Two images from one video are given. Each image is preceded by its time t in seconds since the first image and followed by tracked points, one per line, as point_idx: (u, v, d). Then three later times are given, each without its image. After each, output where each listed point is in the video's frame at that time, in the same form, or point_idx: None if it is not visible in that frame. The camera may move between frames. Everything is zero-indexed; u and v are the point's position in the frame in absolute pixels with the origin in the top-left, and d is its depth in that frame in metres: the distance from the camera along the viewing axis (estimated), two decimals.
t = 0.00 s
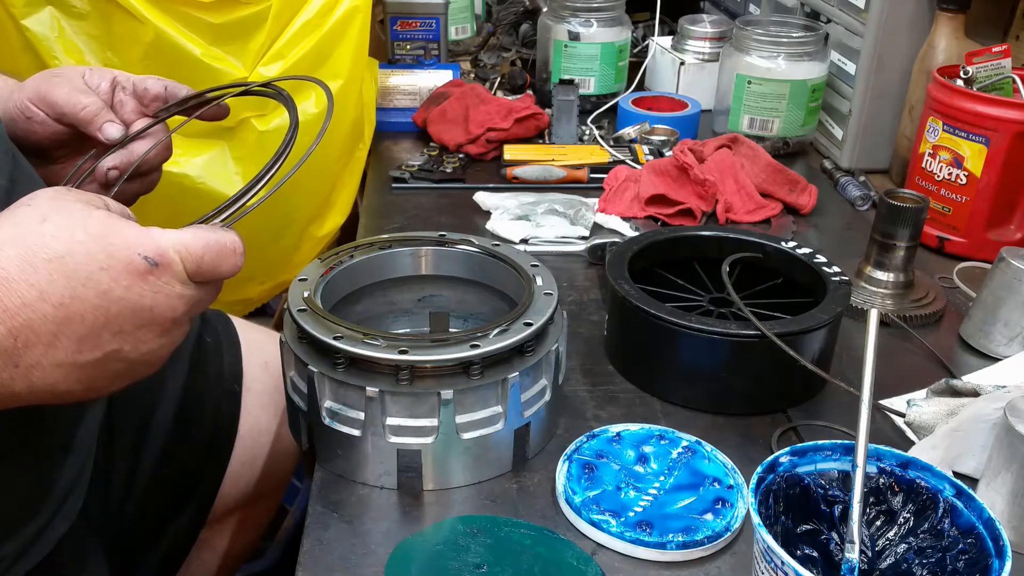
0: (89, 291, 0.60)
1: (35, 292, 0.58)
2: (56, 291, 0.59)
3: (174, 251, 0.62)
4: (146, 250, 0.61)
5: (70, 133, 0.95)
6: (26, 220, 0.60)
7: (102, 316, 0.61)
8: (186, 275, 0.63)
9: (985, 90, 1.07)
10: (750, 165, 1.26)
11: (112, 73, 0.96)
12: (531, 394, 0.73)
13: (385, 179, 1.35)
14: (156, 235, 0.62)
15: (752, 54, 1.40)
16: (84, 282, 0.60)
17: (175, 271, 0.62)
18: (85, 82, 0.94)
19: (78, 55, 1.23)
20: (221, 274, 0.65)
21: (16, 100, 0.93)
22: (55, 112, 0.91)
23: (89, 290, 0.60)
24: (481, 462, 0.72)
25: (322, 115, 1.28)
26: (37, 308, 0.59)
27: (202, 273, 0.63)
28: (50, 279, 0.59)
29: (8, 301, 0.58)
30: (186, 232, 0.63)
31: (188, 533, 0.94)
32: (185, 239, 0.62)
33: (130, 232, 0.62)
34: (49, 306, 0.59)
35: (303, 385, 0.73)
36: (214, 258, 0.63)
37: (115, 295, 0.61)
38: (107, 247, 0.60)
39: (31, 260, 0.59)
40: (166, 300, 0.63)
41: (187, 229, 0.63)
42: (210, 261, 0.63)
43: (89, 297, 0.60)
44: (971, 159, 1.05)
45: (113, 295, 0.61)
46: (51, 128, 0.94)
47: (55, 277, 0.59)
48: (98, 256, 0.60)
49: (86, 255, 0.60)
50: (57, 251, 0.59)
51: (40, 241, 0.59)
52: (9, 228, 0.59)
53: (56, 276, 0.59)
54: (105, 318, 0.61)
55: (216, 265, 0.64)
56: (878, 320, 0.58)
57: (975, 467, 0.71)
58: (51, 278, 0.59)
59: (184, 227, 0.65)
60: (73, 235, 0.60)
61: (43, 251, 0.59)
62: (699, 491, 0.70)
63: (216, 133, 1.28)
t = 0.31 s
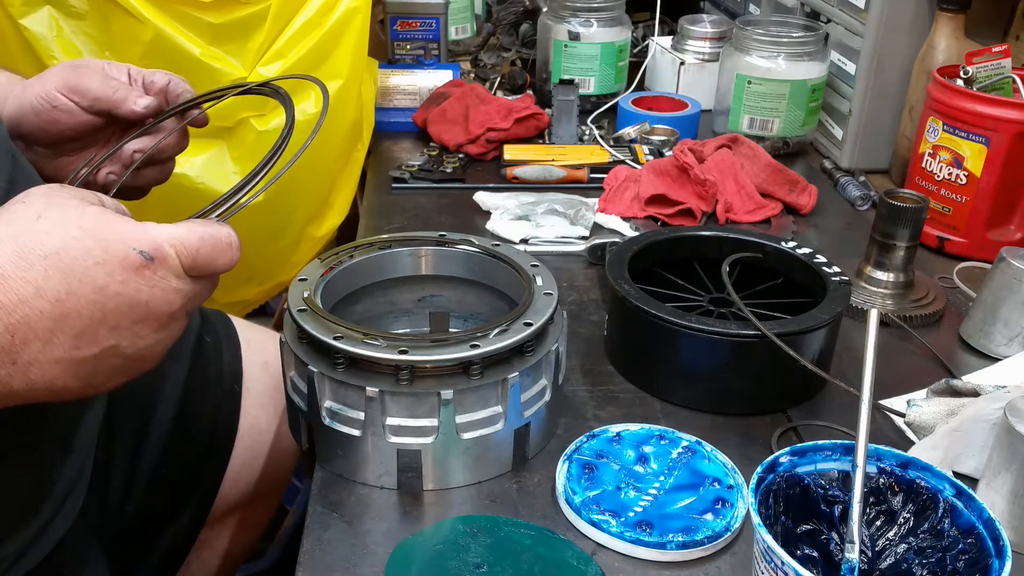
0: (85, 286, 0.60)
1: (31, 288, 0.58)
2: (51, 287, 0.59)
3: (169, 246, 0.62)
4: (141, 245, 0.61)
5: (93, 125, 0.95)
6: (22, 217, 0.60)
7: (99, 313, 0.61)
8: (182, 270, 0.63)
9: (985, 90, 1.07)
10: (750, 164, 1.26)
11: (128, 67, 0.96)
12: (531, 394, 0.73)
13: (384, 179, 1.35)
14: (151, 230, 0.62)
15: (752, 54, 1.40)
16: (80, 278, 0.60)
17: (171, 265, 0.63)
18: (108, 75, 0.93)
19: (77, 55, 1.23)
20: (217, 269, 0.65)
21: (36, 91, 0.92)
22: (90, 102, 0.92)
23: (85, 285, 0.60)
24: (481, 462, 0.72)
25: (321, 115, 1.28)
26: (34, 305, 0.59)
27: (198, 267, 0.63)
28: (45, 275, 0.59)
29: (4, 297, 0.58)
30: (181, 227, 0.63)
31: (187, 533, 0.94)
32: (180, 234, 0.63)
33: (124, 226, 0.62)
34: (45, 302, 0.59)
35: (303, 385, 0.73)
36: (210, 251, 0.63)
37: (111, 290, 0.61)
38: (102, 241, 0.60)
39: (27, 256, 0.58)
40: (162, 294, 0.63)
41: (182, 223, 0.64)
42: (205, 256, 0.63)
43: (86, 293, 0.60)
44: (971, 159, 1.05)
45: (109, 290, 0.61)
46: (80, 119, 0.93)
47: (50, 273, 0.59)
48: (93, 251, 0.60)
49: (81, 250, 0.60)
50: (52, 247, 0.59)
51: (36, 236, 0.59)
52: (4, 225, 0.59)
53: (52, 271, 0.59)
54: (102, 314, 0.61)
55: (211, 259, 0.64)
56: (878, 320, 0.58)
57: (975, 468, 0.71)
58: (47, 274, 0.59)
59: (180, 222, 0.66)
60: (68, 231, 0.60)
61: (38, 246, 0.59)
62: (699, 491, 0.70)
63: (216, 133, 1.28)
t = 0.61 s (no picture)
0: (84, 286, 0.60)
1: (30, 288, 0.58)
2: (51, 287, 0.59)
3: (168, 246, 0.62)
4: (139, 244, 0.61)
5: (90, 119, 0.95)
6: (21, 217, 0.60)
7: (98, 312, 0.61)
8: (181, 269, 0.63)
9: (985, 90, 1.07)
10: (750, 164, 1.26)
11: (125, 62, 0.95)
12: (531, 394, 0.73)
13: (384, 179, 1.35)
14: (150, 229, 0.62)
15: (752, 54, 1.40)
16: (79, 278, 0.60)
17: (170, 266, 0.62)
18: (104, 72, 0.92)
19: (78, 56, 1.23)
20: (216, 268, 0.65)
21: (34, 89, 0.92)
22: (84, 99, 0.91)
23: (84, 285, 0.60)
24: (481, 462, 0.72)
25: (322, 116, 1.28)
26: (33, 305, 0.59)
27: (196, 267, 0.62)
28: (45, 275, 0.59)
29: (3, 298, 0.58)
30: (180, 226, 0.62)
31: (187, 533, 0.94)
32: (178, 233, 0.62)
33: (123, 225, 0.61)
34: (45, 302, 0.59)
35: (303, 385, 0.73)
36: (209, 251, 0.62)
37: (110, 290, 0.61)
38: (100, 240, 0.60)
39: (25, 256, 0.58)
40: (161, 293, 0.63)
41: (181, 222, 0.63)
42: (204, 255, 0.63)
43: (85, 293, 0.60)
44: (971, 159, 1.05)
45: (108, 290, 0.61)
46: (76, 116, 0.93)
47: (50, 273, 0.59)
48: (92, 251, 0.60)
49: (79, 250, 0.59)
50: (51, 247, 0.59)
51: (34, 237, 0.59)
52: (3, 226, 0.59)
53: (51, 271, 0.59)
54: (101, 314, 0.61)
55: (210, 258, 0.63)
56: (878, 320, 0.58)
57: (975, 468, 0.71)
58: (46, 274, 0.59)
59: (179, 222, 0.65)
60: (67, 231, 0.60)
61: (37, 247, 0.59)
62: (699, 491, 0.70)
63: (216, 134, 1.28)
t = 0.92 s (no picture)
0: (94, 296, 0.58)
1: (40, 295, 0.57)
2: (61, 295, 0.57)
3: (178, 260, 0.61)
4: (150, 257, 0.60)
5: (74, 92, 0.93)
6: (33, 226, 0.58)
7: (105, 322, 0.59)
8: (189, 283, 0.62)
9: (985, 90, 1.07)
10: (750, 165, 1.26)
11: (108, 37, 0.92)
12: (531, 394, 0.73)
13: (384, 179, 1.35)
14: (161, 242, 0.61)
15: (752, 54, 1.40)
16: (89, 287, 0.58)
17: (178, 279, 0.61)
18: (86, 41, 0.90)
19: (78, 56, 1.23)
20: (224, 284, 0.64)
21: (16, 66, 0.89)
22: (66, 67, 0.89)
23: (94, 295, 0.58)
24: (481, 462, 0.72)
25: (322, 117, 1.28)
26: (42, 312, 0.57)
27: (205, 282, 0.62)
28: (55, 283, 0.57)
29: (13, 304, 0.56)
30: (190, 241, 0.62)
31: (187, 534, 0.94)
32: (189, 249, 0.62)
33: (134, 238, 0.61)
34: (54, 310, 0.57)
35: (303, 386, 0.73)
36: (218, 268, 0.63)
37: (120, 301, 0.59)
38: (111, 251, 0.59)
39: (37, 264, 0.57)
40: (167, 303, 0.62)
41: (190, 238, 0.63)
42: (214, 271, 0.63)
43: (95, 302, 0.58)
44: (971, 159, 1.05)
45: (117, 301, 0.59)
46: (61, 88, 0.91)
47: (60, 281, 0.57)
48: (103, 261, 0.58)
49: (91, 259, 0.58)
50: (63, 255, 0.58)
51: (46, 245, 0.57)
52: (14, 233, 0.58)
53: (62, 280, 0.57)
54: (109, 324, 0.60)
55: (219, 274, 0.63)
56: (878, 320, 0.58)
57: (975, 468, 0.71)
58: (57, 282, 0.57)
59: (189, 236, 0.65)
60: (79, 241, 0.58)
61: (48, 255, 0.57)
62: (699, 491, 0.70)
63: (216, 134, 1.27)
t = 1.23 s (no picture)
0: (120, 310, 0.58)
1: (67, 306, 0.57)
2: (88, 307, 0.57)
3: (201, 281, 0.61)
4: (176, 275, 0.60)
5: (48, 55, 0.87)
6: (67, 241, 0.59)
7: (129, 337, 0.59)
8: (208, 305, 0.62)
9: (985, 90, 1.07)
10: (750, 165, 1.26)
11: None
12: (531, 394, 0.73)
13: (385, 180, 1.35)
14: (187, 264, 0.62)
15: (752, 54, 1.40)
16: (117, 301, 0.58)
17: (199, 301, 0.61)
18: None
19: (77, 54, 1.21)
20: (239, 309, 0.64)
21: None
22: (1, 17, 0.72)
23: (120, 309, 0.58)
24: (480, 462, 0.72)
25: (323, 118, 1.28)
26: (68, 323, 0.57)
27: (224, 305, 0.62)
28: (84, 296, 0.57)
29: (40, 314, 0.56)
30: (211, 265, 0.63)
31: (187, 533, 0.94)
32: (211, 271, 0.62)
33: (161, 258, 0.61)
34: (80, 321, 0.57)
35: (303, 386, 0.73)
36: (237, 290, 0.63)
37: (144, 316, 0.59)
38: (141, 268, 0.59)
39: (68, 277, 0.57)
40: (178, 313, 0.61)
41: (210, 263, 0.63)
42: (231, 294, 0.63)
43: (120, 317, 0.58)
44: (971, 159, 1.05)
45: (142, 316, 0.59)
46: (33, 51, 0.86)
47: (89, 294, 0.57)
48: (132, 276, 0.58)
49: (122, 274, 0.58)
50: (94, 270, 0.58)
51: (80, 260, 0.58)
52: (47, 247, 0.59)
53: (91, 292, 0.57)
54: (132, 337, 0.59)
55: (236, 298, 0.63)
56: (878, 320, 0.58)
57: (975, 468, 0.71)
58: (86, 295, 0.57)
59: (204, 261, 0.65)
60: (111, 256, 0.59)
61: (81, 269, 0.58)
62: (699, 491, 0.70)
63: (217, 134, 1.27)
